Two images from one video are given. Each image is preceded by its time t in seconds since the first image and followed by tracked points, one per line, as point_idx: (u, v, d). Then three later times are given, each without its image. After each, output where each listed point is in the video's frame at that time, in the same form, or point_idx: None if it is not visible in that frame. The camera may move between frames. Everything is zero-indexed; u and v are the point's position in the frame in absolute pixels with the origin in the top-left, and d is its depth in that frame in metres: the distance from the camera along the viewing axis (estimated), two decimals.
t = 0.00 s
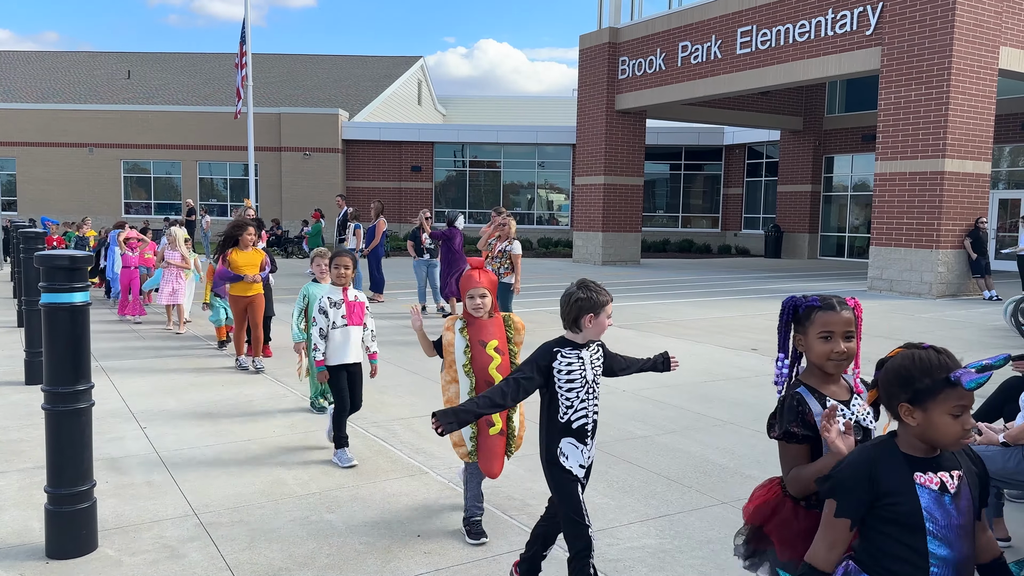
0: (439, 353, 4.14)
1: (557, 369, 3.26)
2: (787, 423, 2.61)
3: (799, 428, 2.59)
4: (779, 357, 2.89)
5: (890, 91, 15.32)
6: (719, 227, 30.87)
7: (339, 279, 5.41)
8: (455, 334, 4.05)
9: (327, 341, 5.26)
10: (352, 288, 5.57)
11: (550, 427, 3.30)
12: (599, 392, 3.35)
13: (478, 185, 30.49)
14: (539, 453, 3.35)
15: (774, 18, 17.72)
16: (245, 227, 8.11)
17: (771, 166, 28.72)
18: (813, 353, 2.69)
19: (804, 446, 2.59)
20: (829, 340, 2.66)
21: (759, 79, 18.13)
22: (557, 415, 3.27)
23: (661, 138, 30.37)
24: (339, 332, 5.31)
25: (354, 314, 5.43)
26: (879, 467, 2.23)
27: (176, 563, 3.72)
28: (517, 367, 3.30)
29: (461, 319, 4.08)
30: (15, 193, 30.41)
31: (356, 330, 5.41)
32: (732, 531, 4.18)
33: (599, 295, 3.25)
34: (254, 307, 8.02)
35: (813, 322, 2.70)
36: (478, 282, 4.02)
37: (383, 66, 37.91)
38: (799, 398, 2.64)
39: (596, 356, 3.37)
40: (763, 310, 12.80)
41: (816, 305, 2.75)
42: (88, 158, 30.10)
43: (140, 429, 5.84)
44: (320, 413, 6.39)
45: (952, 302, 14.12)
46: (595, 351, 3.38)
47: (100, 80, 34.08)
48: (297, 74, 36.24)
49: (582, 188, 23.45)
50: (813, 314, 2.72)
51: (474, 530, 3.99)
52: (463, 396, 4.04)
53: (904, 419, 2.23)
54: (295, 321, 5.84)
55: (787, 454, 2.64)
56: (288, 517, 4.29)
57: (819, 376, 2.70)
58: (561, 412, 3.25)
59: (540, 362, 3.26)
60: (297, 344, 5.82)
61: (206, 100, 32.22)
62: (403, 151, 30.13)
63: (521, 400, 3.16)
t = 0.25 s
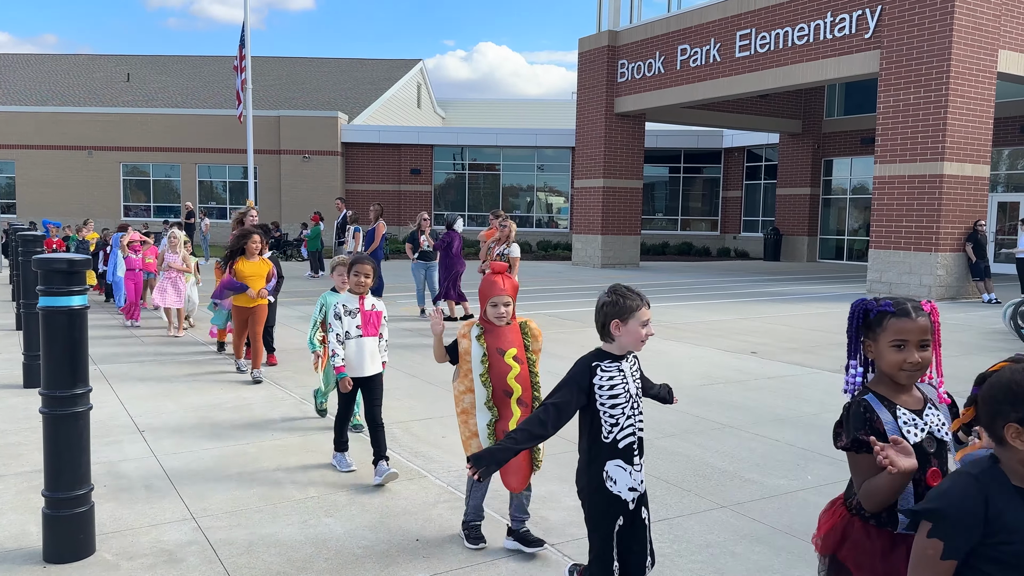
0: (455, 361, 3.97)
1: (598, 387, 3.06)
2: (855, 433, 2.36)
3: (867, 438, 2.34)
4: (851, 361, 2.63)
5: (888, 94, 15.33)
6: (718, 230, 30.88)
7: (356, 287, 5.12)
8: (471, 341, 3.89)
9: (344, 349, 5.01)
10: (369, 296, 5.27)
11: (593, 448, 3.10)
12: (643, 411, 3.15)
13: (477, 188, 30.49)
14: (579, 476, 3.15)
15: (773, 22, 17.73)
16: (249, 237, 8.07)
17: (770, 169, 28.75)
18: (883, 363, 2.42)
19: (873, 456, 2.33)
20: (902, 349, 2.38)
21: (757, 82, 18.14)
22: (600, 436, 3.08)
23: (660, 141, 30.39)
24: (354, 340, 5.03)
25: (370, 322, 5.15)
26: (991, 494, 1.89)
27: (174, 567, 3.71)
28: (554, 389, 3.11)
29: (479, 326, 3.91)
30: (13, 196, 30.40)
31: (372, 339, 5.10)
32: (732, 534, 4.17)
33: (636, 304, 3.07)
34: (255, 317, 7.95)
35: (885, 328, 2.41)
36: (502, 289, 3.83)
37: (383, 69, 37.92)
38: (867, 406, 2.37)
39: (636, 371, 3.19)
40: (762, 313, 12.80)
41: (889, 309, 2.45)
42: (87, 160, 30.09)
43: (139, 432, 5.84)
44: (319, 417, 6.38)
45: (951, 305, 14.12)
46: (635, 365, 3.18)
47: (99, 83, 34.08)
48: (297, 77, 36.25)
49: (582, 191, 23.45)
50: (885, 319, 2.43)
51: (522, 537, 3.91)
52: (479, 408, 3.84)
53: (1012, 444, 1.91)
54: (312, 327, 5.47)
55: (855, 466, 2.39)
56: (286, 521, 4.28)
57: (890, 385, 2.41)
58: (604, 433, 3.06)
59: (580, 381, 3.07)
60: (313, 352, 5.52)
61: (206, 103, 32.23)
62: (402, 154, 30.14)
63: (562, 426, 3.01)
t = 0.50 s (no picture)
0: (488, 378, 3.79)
1: (640, 404, 2.88)
2: (925, 473, 2.26)
3: (940, 477, 2.24)
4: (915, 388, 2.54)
5: (887, 97, 15.35)
6: (717, 232, 30.89)
7: (383, 294, 4.69)
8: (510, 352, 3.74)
9: (363, 362, 4.64)
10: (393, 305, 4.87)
11: (628, 469, 2.94)
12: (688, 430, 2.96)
13: (477, 191, 30.51)
14: (612, 493, 3.00)
15: (772, 25, 17.76)
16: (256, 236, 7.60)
17: (769, 172, 28.79)
18: (954, 392, 2.31)
19: (947, 497, 2.24)
20: (977, 377, 2.28)
21: (756, 85, 18.16)
22: (637, 458, 2.91)
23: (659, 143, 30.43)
24: (376, 351, 4.68)
25: (394, 332, 4.76)
26: None
27: (173, 571, 3.70)
28: (591, 403, 2.93)
29: (515, 339, 3.78)
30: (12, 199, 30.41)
31: (395, 352, 4.73)
32: (731, 538, 4.17)
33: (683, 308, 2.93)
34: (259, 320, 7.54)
35: (957, 353, 2.31)
36: (540, 301, 3.71)
37: (382, 72, 37.92)
38: (936, 442, 2.28)
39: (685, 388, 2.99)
40: (761, 316, 12.79)
41: (961, 332, 2.34)
42: (86, 163, 30.09)
43: (138, 436, 5.83)
44: (319, 420, 6.37)
45: (950, 307, 14.12)
46: (683, 383, 2.99)
47: (98, 85, 34.08)
48: (296, 80, 36.27)
49: (581, 193, 23.47)
50: (957, 343, 2.32)
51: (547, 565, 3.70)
52: (515, 424, 3.68)
53: None
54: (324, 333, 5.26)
55: (925, 506, 2.29)
56: (285, 524, 4.28)
57: (959, 416, 2.31)
58: (641, 454, 2.89)
59: (621, 396, 2.89)
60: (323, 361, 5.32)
61: (205, 106, 32.24)
62: (401, 156, 30.16)
63: (596, 443, 2.83)
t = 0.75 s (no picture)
0: (526, 387, 3.61)
1: (696, 423, 2.71)
2: (1022, 497, 2.49)
3: None
4: (1002, 400, 2.94)
5: (887, 99, 15.36)
6: (717, 234, 30.91)
7: (403, 301, 4.49)
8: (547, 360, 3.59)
9: (374, 371, 4.53)
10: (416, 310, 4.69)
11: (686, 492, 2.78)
12: (754, 452, 2.78)
13: (476, 192, 30.52)
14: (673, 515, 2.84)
15: (772, 27, 17.76)
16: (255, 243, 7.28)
17: (768, 174, 28.84)
18: None
19: None
20: None
21: (755, 87, 18.18)
22: (695, 482, 2.75)
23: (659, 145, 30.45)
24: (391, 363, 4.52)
25: (412, 343, 4.58)
26: None
27: (172, 573, 3.70)
28: (646, 422, 2.77)
29: (552, 344, 3.63)
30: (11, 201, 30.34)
31: (414, 361, 4.58)
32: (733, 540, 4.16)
33: (748, 320, 2.75)
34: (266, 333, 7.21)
35: None
36: (576, 307, 3.55)
37: (381, 74, 37.92)
38: None
39: (751, 407, 2.78)
40: (761, 318, 12.79)
41: None
42: (85, 164, 30.09)
43: (137, 438, 5.82)
44: (319, 422, 6.37)
45: (949, 309, 14.13)
46: (750, 399, 2.79)
47: (97, 87, 34.07)
48: (295, 82, 36.29)
49: (580, 195, 23.46)
50: None
51: None
52: (563, 432, 3.54)
53: None
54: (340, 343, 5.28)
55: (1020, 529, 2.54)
56: (285, 526, 4.27)
57: None
58: (699, 478, 2.73)
59: (674, 414, 2.73)
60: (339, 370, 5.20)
61: (204, 107, 32.24)
62: (401, 158, 30.17)
63: (650, 466, 2.68)
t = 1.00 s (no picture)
0: (556, 406, 3.27)
1: (753, 448, 2.53)
2: None
3: None
4: None
5: (886, 101, 15.36)
6: (716, 236, 30.91)
7: (424, 307, 4.20)
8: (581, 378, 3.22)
9: (398, 384, 4.17)
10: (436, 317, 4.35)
11: (739, 520, 2.62)
12: (817, 478, 2.58)
13: (475, 194, 30.54)
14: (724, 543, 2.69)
15: (770, 28, 17.78)
16: (257, 238, 7.03)
17: (767, 175, 28.88)
18: None
19: None
20: None
21: (754, 88, 18.19)
22: (750, 512, 2.58)
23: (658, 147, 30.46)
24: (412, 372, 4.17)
25: (433, 351, 4.24)
26: None
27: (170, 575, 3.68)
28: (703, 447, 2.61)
29: (585, 360, 3.27)
30: (10, 203, 30.31)
31: (435, 372, 4.24)
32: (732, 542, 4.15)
33: (818, 338, 2.49)
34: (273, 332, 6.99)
35: None
36: (612, 315, 3.21)
37: (381, 76, 37.92)
38: None
39: (821, 431, 2.56)
40: (760, 319, 12.78)
41: None
42: (85, 166, 30.09)
43: (135, 440, 5.81)
44: (319, 423, 6.37)
45: (949, 311, 14.13)
46: (820, 423, 2.56)
47: (96, 89, 34.07)
48: (295, 83, 36.29)
49: (579, 197, 23.46)
50: None
51: None
52: (593, 458, 3.18)
53: None
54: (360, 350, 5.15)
55: None
56: (283, 528, 4.26)
57: None
58: (755, 507, 2.56)
59: (729, 438, 2.56)
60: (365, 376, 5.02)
61: (203, 109, 32.24)
62: (400, 160, 30.17)
63: (702, 495, 2.53)
